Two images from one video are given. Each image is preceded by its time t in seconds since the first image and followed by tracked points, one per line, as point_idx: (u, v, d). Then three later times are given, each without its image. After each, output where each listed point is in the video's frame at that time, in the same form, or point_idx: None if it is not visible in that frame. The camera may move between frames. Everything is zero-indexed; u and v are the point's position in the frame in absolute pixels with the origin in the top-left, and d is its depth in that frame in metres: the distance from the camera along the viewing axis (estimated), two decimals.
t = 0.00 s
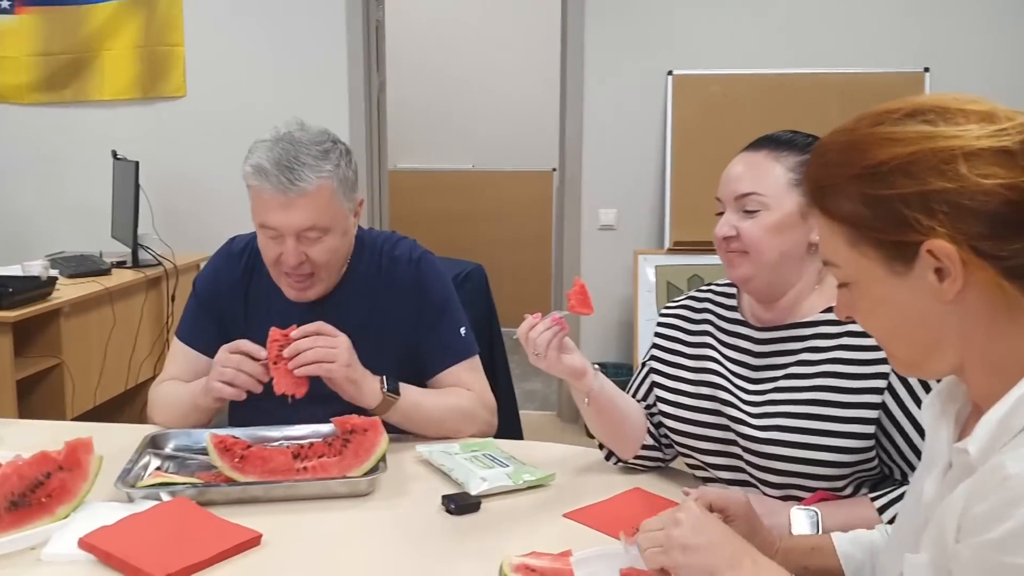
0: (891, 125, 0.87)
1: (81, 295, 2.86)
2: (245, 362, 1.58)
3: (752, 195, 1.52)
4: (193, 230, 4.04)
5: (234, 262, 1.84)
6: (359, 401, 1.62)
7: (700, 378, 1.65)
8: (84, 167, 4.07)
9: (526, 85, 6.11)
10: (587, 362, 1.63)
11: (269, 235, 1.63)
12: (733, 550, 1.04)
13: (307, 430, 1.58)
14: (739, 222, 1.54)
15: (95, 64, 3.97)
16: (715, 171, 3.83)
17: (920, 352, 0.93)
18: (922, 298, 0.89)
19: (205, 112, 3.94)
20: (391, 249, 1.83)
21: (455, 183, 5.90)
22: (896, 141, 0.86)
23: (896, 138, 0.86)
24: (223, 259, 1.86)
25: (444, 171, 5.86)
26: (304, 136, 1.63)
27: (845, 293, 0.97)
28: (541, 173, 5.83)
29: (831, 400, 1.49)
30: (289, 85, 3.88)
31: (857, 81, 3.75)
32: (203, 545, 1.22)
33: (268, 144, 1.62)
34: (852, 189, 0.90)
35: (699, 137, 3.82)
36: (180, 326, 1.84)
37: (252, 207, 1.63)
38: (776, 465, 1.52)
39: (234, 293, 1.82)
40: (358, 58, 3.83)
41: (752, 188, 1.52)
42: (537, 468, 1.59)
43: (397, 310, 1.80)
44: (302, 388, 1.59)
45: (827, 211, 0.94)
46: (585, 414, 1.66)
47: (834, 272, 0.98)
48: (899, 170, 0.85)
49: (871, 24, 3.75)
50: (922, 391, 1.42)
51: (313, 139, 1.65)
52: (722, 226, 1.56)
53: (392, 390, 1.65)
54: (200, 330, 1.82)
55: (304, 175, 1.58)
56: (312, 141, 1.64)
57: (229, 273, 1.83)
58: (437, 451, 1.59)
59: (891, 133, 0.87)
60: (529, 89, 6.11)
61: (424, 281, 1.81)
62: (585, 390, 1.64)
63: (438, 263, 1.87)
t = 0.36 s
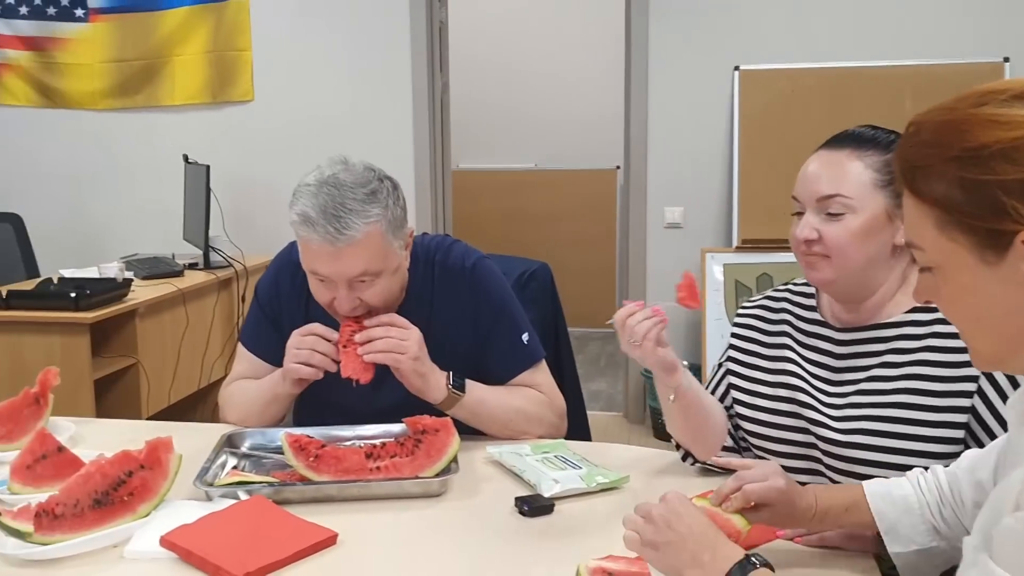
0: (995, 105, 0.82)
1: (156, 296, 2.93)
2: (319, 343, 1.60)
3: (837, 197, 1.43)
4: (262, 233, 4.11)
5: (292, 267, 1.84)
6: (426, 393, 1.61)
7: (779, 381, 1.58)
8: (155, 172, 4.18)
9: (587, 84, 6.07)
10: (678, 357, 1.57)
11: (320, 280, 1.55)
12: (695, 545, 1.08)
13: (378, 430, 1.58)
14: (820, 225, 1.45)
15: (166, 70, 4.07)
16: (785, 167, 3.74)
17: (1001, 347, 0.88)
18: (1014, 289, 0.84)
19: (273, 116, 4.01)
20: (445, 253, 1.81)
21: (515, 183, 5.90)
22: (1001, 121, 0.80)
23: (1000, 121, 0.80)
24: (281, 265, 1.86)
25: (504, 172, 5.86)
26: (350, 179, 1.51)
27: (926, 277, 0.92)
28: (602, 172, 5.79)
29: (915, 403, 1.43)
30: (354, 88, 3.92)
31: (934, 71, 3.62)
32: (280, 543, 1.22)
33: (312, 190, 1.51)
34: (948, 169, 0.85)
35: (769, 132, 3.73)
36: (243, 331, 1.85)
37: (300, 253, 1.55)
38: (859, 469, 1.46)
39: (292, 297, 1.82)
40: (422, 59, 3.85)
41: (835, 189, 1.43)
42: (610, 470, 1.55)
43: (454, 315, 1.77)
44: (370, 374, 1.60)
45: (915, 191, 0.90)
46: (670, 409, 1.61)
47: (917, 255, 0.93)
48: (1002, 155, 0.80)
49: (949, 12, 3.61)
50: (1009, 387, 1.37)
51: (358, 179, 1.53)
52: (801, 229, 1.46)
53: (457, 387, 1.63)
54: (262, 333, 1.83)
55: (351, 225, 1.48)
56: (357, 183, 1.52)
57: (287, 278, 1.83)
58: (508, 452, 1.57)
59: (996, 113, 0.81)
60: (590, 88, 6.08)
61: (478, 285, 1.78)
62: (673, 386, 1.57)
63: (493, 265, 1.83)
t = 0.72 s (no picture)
0: None
1: (201, 297, 2.96)
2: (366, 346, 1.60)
3: (862, 208, 1.37)
4: (304, 234, 4.14)
5: (334, 269, 1.84)
6: (469, 395, 1.60)
7: (830, 386, 1.52)
8: (197, 174, 4.23)
9: (625, 82, 6.03)
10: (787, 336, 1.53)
11: (365, 298, 1.55)
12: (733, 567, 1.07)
13: (423, 431, 1.57)
14: (848, 238, 1.39)
15: (208, 73, 4.11)
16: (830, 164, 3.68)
17: None
18: None
19: (314, 117, 4.04)
20: (486, 256, 1.79)
21: (553, 182, 5.88)
22: None
23: None
24: (323, 265, 1.86)
25: (542, 171, 5.85)
26: (391, 199, 1.49)
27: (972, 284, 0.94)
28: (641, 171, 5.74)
29: (971, 409, 1.36)
30: (393, 88, 3.93)
31: (984, 64, 3.53)
32: (329, 545, 1.22)
33: (354, 211, 1.49)
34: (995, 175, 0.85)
35: (814, 130, 3.67)
36: (284, 330, 1.85)
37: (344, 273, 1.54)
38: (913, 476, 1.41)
39: (334, 299, 1.82)
40: (462, 58, 3.85)
41: (859, 200, 1.37)
42: (659, 473, 1.53)
43: (497, 318, 1.75)
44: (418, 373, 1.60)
45: (960, 198, 0.90)
46: (752, 396, 1.54)
47: (961, 261, 0.95)
48: None
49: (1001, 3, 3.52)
50: None
51: (399, 199, 1.51)
52: (829, 245, 1.41)
53: (500, 388, 1.63)
54: (304, 333, 1.83)
55: (395, 247, 1.46)
56: (400, 202, 1.51)
57: (329, 280, 1.83)
58: (554, 455, 1.55)
59: None
60: (628, 86, 6.03)
61: (520, 288, 1.76)
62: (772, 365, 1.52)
63: (535, 268, 1.81)
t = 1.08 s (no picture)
0: None
1: (234, 297, 2.98)
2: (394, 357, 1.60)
3: (888, 220, 1.32)
4: (335, 234, 4.16)
5: (369, 266, 1.84)
6: (503, 401, 1.60)
7: (868, 387, 1.50)
8: (228, 175, 4.27)
9: (654, 80, 6.01)
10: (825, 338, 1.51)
11: (400, 298, 1.55)
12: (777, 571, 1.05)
13: (457, 430, 1.56)
14: (879, 249, 1.34)
15: (239, 74, 4.15)
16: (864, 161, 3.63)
17: None
18: None
19: (344, 117, 4.06)
20: (522, 253, 1.78)
21: (581, 182, 5.87)
22: None
23: None
24: (358, 263, 1.86)
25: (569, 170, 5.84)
26: (424, 201, 1.49)
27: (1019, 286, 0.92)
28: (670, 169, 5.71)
29: (1014, 410, 1.32)
30: (423, 88, 3.95)
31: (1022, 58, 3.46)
32: (365, 544, 1.22)
33: (388, 214, 1.49)
34: None
35: (847, 127, 3.63)
36: (320, 328, 1.86)
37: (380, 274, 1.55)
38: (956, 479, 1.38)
39: (369, 296, 1.82)
40: (491, 57, 3.85)
41: (887, 211, 1.32)
42: (694, 474, 1.51)
43: (532, 316, 1.75)
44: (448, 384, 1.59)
45: (1007, 199, 0.88)
46: (792, 398, 1.53)
47: (1008, 262, 0.93)
48: None
49: None
50: None
51: (433, 200, 1.50)
52: (861, 256, 1.36)
53: (535, 394, 1.62)
54: (339, 331, 1.84)
55: (430, 250, 1.46)
56: (433, 204, 1.50)
57: (364, 278, 1.83)
58: (589, 456, 1.54)
59: None
60: (657, 84, 6.00)
61: (556, 285, 1.75)
62: (814, 368, 1.51)
63: (570, 265, 1.80)
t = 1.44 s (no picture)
0: None
1: (262, 295, 3.01)
2: (411, 385, 1.59)
3: (947, 208, 1.28)
4: (362, 232, 4.18)
5: (402, 259, 1.85)
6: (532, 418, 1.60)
7: (900, 385, 1.49)
8: (255, 174, 4.30)
9: (679, 78, 5.98)
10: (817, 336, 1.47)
11: (440, 256, 1.54)
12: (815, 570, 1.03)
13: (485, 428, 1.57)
14: (932, 240, 1.29)
15: (266, 74, 4.18)
16: (893, 158, 3.59)
17: None
18: None
19: (371, 116, 4.07)
20: (554, 245, 1.78)
21: (605, 180, 5.85)
22: None
23: None
24: (389, 255, 1.87)
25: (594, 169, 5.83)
26: (461, 152, 1.51)
27: None
28: (695, 168, 5.68)
29: None
30: (449, 87, 3.95)
31: None
32: (395, 540, 1.22)
33: (425, 167, 1.51)
34: None
35: (876, 124, 3.59)
36: (352, 321, 1.87)
37: (417, 232, 1.54)
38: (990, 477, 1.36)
39: (402, 288, 1.83)
40: (518, 55, 3.85)
41: (944, 201, 1.28)
42: (724, 472, 1.50)
43: (563, 309, 1.75)
44: (466, 421, 1.56)
45: None
46: (800, 398, 1.51)
47: None
48: None
49: None
50: None
51: (468, 151, 1.53)
52: (910, 246, 1.30)
53: (562, 408, 1.59)
54: (370, 324, 1.85)
55: (470, 192, 1.47)
56: (469, 156, 1.52)
57: (396, 270, 1.84)
58: (617, 454, 1.54)
59: None
60: (682, 82, 5.98)
61: (588, 277, 1.75)
62: (811, 368, 1.48)
63: (603, 257, 1.80)
